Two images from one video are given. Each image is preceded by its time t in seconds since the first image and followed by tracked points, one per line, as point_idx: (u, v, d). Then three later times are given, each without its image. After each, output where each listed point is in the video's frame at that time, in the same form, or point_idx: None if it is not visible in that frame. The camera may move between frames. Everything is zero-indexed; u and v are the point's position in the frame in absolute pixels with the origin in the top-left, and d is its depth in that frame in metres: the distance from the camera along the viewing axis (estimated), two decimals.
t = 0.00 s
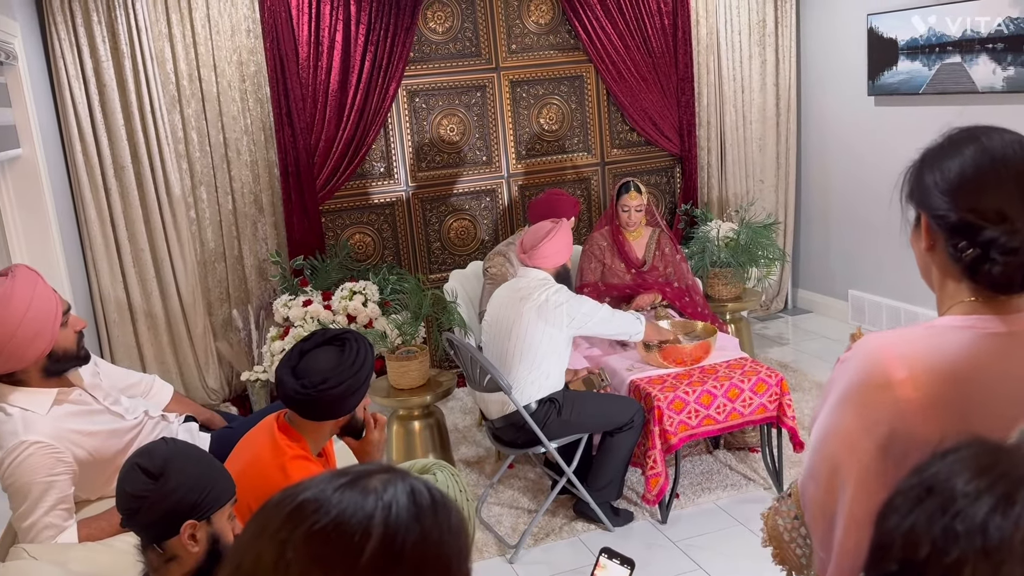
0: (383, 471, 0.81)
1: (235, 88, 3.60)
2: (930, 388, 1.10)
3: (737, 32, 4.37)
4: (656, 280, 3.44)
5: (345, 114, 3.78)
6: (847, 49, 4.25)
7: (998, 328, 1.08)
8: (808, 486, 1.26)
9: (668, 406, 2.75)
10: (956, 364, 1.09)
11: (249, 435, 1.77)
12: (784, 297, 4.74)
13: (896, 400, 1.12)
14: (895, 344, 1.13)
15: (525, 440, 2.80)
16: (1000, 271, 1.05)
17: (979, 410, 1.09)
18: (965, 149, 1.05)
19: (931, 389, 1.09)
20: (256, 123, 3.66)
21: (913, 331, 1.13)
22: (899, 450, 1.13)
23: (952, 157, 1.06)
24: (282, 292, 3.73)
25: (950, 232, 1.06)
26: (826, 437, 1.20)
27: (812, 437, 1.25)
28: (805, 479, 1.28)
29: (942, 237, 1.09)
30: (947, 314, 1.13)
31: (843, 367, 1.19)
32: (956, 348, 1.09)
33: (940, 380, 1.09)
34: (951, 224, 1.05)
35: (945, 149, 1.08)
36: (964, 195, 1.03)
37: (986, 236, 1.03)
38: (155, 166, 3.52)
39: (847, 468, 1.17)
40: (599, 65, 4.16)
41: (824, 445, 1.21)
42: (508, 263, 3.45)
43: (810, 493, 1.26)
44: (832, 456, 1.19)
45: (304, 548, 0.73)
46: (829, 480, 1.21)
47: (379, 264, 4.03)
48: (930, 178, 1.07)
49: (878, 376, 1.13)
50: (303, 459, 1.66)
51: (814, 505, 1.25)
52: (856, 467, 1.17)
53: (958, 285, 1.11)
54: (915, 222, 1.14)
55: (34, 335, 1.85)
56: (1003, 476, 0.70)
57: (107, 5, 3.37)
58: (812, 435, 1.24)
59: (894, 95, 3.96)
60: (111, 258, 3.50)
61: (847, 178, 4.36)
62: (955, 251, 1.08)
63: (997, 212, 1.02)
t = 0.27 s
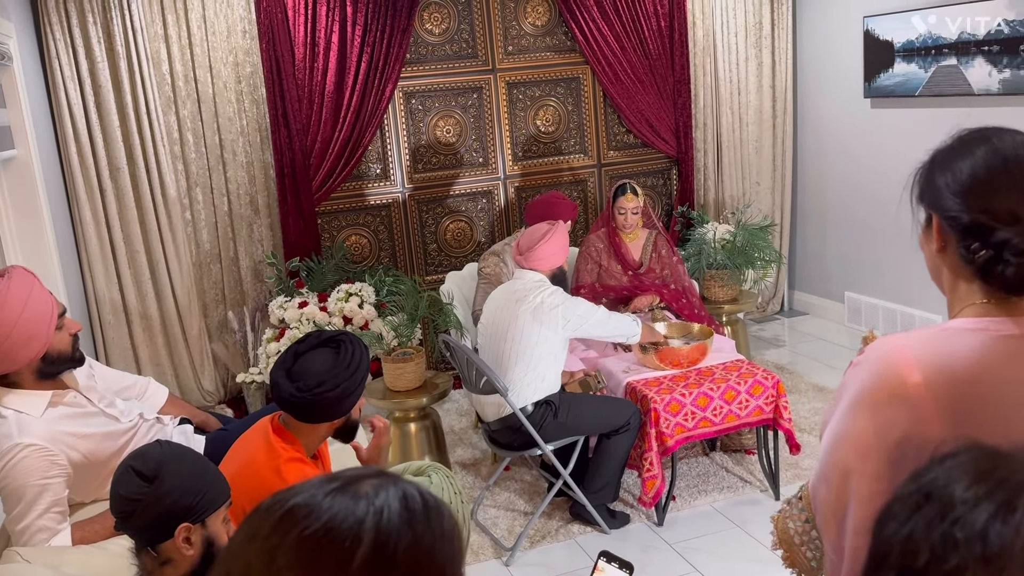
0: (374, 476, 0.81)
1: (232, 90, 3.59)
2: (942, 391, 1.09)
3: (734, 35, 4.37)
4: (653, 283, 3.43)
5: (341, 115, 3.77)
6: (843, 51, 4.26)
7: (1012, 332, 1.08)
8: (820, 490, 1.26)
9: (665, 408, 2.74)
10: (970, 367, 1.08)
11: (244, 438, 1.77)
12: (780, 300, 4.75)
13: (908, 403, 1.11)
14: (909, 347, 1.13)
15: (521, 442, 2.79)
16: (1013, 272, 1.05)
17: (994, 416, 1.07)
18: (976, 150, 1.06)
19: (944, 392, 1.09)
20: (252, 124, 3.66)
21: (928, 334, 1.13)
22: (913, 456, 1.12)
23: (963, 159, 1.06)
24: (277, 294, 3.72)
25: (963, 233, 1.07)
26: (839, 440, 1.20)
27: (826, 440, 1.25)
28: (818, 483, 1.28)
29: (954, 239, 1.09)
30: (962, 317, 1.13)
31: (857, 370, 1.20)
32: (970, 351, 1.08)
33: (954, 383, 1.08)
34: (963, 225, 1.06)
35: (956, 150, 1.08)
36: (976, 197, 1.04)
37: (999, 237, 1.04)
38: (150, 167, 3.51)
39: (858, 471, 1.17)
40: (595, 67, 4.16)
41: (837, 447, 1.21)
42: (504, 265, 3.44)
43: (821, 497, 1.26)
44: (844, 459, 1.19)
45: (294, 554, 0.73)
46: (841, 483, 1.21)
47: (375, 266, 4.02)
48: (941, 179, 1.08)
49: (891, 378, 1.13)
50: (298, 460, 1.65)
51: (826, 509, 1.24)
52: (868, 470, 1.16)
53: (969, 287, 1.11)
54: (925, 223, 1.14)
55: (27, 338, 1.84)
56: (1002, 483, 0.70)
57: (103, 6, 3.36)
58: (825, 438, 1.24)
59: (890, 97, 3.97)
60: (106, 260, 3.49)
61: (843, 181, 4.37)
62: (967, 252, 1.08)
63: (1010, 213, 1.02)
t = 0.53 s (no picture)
0: (369, 474, 0.80)
1: (227, 89, 3.58)
2: (949, 391, 1.09)
3: (729, 36, 4.38)
4: (649, 283, 3.43)
5: (337, 115, 3.76)
6: (839, 52, 4.27)
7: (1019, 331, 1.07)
8: (824, 490, 1.26)
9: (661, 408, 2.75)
10: (977, 367, 1.08)
11: (240, 438, 1.76)
12: (776, 300, 4.75)
13: (915, 402, 1.11)
14: (915, 346, 1.13)
15: (517, 443, 2.79)
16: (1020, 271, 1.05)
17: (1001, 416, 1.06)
18: (982, 149, 1.06)
19: (950, 391, 1.09)
20: (248, 124, 3.65)
21: (935, 333, 1.13)
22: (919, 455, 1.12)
23: (969, 157, 1.06)
24: (273, 294, 3.71)
25: (969, 232, 1.07)
26: (844, 439, 1.20)
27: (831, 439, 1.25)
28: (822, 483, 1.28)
29: (960, 238, 1.09)
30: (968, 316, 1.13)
31: (863, 369, 1.20)
32: (975, 350, 1.08)
33: (961, 383, 1.08)
34: (970, 224, 1.06)
35: (961, 148, 1.08)
36: (982, 195, 1.04)
37: (1006, 236, 1.04)
38: (145, 167, 3.49)
39: (864, 470, 1.17)
40: (591, 67, 4.16)
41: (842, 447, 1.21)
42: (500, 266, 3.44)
43: (825, 497, 1.26)
44: (849, 458, 1.19)
45: (287, 554, 0.72)
46: (846, 483, 1.21)
47: (371, 267, 4.02)
48: (946, 178, 1.08)
49: (897, 377, 1.13)
50: (293, 460, 1.64)
51: (830, 509, 1.24)
52: (873, 470, 1.16)
53: (975, 286, 1.12)
54: (930, 222, 1.14)
55: (28, 338, 1.86)
56: (1004, 481, 0.72)
57: (98, 6, 3.35)
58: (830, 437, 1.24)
59: (886, 98, 3.97)
60: (100, 260, 3.48)
61: (838, 182, 4.37)
62: (973, 251, 1.09)
63: (1016, 211, 1.02)
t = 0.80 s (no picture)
0: (368, 475, 0.80)
1: (223, 89, 3.57)
2: (949, 391, 1.09)
3: (726, 36, 4.38)
4: (646, 283, 3.43)
5: (333, 115, 3.76)
6: (834, 53, 4.28)
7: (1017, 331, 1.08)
8: (823, 491, 1.26)
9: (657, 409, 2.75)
10: (975, 367, 1.08)
11: (236, 438, 1.76)
12: (771, 301, 4.76)
13: (914, 403, 1.12)
14: (914, 346, 1.13)
15: (514, 444, 2.79)
16: (1018, 271, 1.05)
17: (1001, 416, 1.07)
18: (978, 149, 1.06)
19: (950, 391, 1.09)
20: (244, 124, 3.64)
21: (932, 333, 1.13)
22: (919, 455, 1.13)
23: (966, 157, 1.07)
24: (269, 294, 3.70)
25: (967, 232, 1.07)
26: (842, 440, 1.21)
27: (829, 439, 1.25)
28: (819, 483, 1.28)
29: (957, 238, 1.09)
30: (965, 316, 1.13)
31: (861, 370, 1.20)
32: (974, 350, 1.09)
33: (960, 383, 1.08)
34: (967, 224, 1.06)
35: (958, 149, 1.08)
36: (979, 195, 1.04)
37: (1004, 236, 1.03)
38: (141, 166, 3.48)
39: (863, 471, 1.17)
40: (588, 67, 4.16)
41: (840, 448, 1.21)
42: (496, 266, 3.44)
43: (824, 498, 1.27)
44: (847, 459, 1.20)
45: (286, 556, 0.72)
46: (845, 483, 1.21)
47: (367, 267, 4.01)
48: (943, 178, 1.08)
49: (896, 378, 1.13)
50: (289, 461, 1.64)
51: (830, 509, 1.25)
52: (872, 471, 1.17)
53: (973, 286, 1.12)
54: (927, 223, 1.14)
55: (24, 338, 1.86)
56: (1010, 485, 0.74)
57: (93, 5, 3.33)
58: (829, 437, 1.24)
59: (881, 99, 3.99)
60: (96, 261, 3.47)
61: (834, 182, 4.38)
62: (971, 251, 1.08)
63: (1014, 211, 1.02)
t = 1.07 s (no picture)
0: (373, 478, 0.80)
1: (220, 90, 3.58)
2: (939, 394, 1.10)
3: (722, 37, 4.39)
4: (644, 284, 3.44)
5: (331, 116, 3.76)
6: (831, 54, 4.29)
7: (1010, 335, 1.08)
8: (813, 493, 1.27)
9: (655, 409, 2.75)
10: (966, 370, 1.08)
11: (234, 439, 1.76)
12: (768, 301, 4.77)
13: (903, 405, 1.12)
14: (905, 349, 1.14)
15: (511, 445, 2.79)
16: (1010, 275, 1.05)
17: (992, 420, 1.07)
18: (970, 152, 1.06)
19: (940, 394, 1.09)
20: (241, 125, 3.64)
21: (924, 336, 1.14)
22: (908, 459, 1.13)
23: (958, 160, 1.07)
24: (266, 295, 3.70)
25: (959, 235, 1.07)
26: (833, 442, 1.21)
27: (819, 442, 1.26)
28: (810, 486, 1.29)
29: (949, 241, 1.10)
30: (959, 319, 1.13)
31: (852, 373, 1.20)
32: (965, 353, 1.09)
33: (950, 386, 1.09)
34: (959, 227, 1.06)
35: (950, 152, 1.09)
36: (971, 198, 1.04)
37: (995, 240, 1.04)
38: (138, 167, 3.48)
39: (853, 473, 1.18)
40: (585, 68, 4.17)
41: (830, 450, 1.22)
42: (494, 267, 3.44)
43: (814, 501, 1.27)
44: (837, 462, 1.20)
45: (291, 559, 0.72)
46: (834, 485, 1.22)
47: (365, 267, 4.01)
48: (936, 181, 1.08)
49: (886, 381, 1.14)
50: (287, 461, 1.64)
51: (819, 512, 1.25)
52: (862, 474, 1.17)
53: (964, 289, 1.12)
54: (919, 226, 1.15)
55: (22, 339, 1.86)
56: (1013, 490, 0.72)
57: (90, 5, 3.33)
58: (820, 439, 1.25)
59: (878, 100, 4.00)
60: (93, 262, 3.46)
61: (831, 183, 4.39)
62: (963, 255, 1.09)
63: (1006, 214, 1.02)
